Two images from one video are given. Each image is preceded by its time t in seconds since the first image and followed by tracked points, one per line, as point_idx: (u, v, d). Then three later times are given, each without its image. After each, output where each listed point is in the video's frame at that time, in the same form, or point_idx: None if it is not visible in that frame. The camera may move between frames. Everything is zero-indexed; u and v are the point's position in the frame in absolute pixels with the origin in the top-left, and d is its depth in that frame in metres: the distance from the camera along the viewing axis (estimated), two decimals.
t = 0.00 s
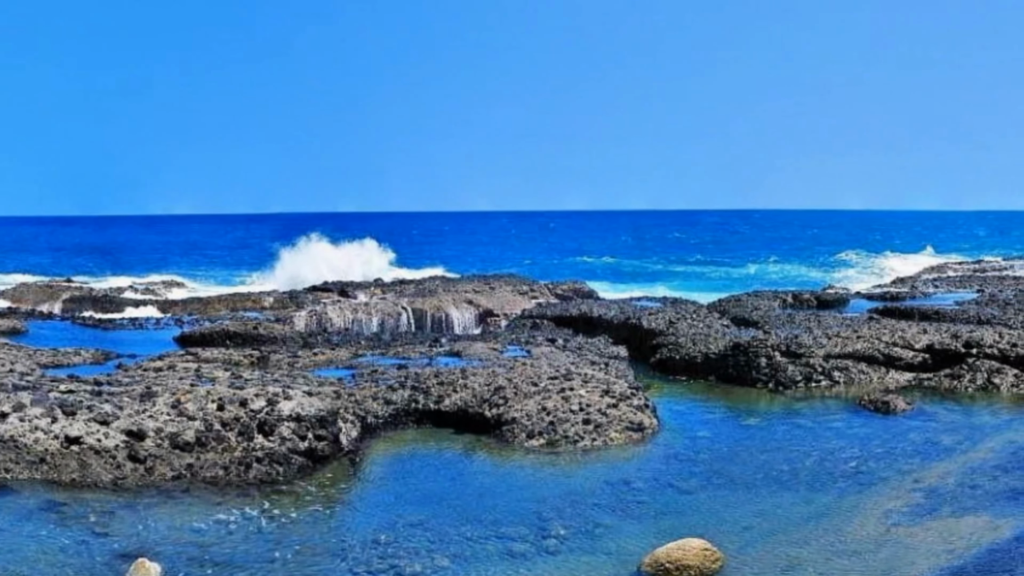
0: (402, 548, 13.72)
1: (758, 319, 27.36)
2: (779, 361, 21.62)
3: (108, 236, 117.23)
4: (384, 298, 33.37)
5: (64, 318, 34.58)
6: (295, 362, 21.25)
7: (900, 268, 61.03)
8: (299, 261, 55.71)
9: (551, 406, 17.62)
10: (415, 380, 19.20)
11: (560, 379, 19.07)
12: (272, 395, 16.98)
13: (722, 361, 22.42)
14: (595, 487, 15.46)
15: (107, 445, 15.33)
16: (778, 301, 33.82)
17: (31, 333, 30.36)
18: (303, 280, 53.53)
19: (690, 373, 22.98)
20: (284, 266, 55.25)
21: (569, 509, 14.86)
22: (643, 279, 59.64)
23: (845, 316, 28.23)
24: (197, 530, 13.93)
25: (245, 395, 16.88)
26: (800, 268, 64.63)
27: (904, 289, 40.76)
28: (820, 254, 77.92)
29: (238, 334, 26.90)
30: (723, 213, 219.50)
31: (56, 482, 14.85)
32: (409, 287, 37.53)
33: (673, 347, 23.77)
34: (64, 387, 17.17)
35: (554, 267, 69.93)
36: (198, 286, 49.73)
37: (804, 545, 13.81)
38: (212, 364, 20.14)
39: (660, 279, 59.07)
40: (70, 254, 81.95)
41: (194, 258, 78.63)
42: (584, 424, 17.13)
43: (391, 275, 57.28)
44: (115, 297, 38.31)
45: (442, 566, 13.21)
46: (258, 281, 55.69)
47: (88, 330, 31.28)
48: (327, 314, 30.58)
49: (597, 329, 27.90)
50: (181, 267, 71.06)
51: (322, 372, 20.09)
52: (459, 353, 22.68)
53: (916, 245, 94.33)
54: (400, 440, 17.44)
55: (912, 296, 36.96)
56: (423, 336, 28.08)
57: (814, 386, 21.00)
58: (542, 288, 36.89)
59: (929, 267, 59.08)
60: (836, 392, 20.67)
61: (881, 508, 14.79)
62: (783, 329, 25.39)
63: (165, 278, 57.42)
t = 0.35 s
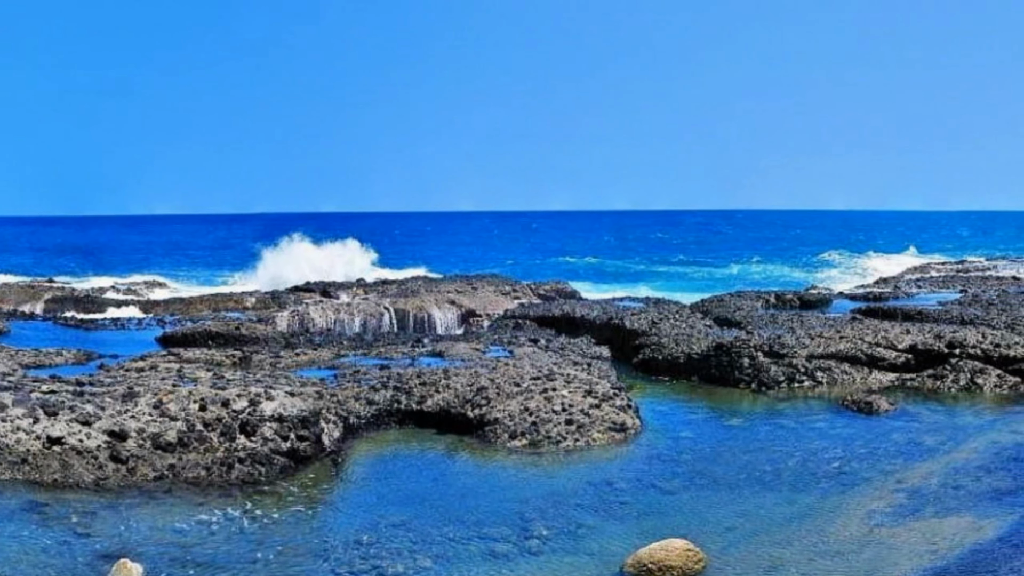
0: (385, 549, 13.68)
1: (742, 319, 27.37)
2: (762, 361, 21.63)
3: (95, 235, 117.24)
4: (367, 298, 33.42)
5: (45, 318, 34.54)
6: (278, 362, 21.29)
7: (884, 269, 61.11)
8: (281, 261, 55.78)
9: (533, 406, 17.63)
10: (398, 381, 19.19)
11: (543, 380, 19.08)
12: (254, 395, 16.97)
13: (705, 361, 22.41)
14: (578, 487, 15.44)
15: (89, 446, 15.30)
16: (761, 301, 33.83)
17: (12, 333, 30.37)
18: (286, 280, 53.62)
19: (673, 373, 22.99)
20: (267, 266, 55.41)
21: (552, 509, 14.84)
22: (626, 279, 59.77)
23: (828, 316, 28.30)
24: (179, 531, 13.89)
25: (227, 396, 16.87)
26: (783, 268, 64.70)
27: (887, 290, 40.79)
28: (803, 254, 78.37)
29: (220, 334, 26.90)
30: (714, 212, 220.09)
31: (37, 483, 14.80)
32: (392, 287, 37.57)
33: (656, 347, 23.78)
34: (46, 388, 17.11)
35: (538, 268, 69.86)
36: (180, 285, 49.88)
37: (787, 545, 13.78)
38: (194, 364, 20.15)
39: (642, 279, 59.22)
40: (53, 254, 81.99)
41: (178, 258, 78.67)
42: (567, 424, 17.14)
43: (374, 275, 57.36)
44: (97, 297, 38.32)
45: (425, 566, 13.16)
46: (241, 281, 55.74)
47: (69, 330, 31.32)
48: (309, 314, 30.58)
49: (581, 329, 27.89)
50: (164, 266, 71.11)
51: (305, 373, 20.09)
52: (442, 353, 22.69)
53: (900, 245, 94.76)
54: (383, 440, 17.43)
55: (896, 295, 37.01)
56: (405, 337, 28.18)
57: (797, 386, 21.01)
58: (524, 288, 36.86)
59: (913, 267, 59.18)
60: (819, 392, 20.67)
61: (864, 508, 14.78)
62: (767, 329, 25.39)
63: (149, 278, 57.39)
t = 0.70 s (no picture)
0: (369, 549, 13.60)
1: (726, 319, 27.42)
2: (746, 361, 21.72)
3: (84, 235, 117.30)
4: (351, 298, 33.47)
5: (28, 318, 34.52)
6: (262, 362, 21.41)
7: (868, 269, 61.17)
8: (265, 262, 55.76)
9: (517, 407, 17.66)
10: (382, 381, 19.18)
11: (527, 380, 19.11)
12: (238, 396, 16.96)
13: (689, 362, 22.47)
14: (562, 488, 15.43)
15: (73, 446, 15.27)
16: (745, 301, 33.77)
17: None
18: (269, 280, 53.57)
19: (658, 373, 23.05)
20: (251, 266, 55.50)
21: (536, 510, 14.80)
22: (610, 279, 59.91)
23: (812, 316, 28.40)
24: (163, 531, 13.84)
25: (211, 396, 16.86)
26: (768, 268, 64.77)
27: (870, 290, 40.88)
28: (788, 254, 78.58)
29: (204, 335, 26.92)
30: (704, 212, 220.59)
31: (20, 483, 14.77)
32: (375, 287, 37.66)
33: (641, 347, 23.84)
34: (29, 388, 17.08)
35: (522, 268, 69.90)
36: (163, 285, 50.15)
37: (771, 545, 13.72)
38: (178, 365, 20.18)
39: (626, 279, 59.37)
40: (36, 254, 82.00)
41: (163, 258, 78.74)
42: (550, 425, 17.17)
43: (356, 276, 57.38)
44: (80, 298, 38.35)
45: (408, 566, 13.10)
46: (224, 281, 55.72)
47: (53, 330, 31.37)
48: (293, 314, 30.57)
49: (565, 330, 27.92)
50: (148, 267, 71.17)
51: (289, 373, 20.14)
52: (426, 353, 22.75)
53: (884, 245, 95.08)
54: (367, 441, 17.44)
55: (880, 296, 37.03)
56: (389, 336, 28.31)
57: (781, 386, 21.08)
58: (508, 288, 36.82)
59: (897, 267, 59.26)
60: (803, 392, 20.74)
61: (850, 509, 14.75)
62: (751, 330, 25.40)
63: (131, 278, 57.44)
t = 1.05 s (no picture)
0: (351, 550, 13.57)
1: (709, 319, 27.42)
2: (729, 362, 21.72)
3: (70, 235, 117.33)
4: (333, 298, 33.50)
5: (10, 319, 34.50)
6: (244, 363, 21.45)
7: (852, 269, 61.17)
8: (248, 262, 55.76)
9: (499, 407, 17.67)
10: (364, 381, 19.15)
11: (509, 380, 19.09)
12: (220, 396, 16.94)
13: (672, 362, 22.46)
14: (545, 489, 15.41)
15: (54, 447, 15.23)
16: (728, 301, 33.72)
17: None
18: (251, 280, 53.59)
19: (641, 374, 23.04)
20: (234, 266, 55.43)
21: (518, 510, 14.79)
22: (593, 279, 60.06)
23: (795, 316, 28.45)
24: (145, 532, 13.81)
25: (193, 396, 16.83)
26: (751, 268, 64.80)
27: (853, 290, 40.92)
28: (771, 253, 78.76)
29: (186, 335, 26.92)
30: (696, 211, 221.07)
31: (2, 484, 14.71)
32: (358, 287, 37.69)
33: (623, 347, 23.84)
34: (10, 389, 17.02)
35: (505, 268, 69.97)
36: (146, 285, 50.30)
37: (754, 546, 13.68)
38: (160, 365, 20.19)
39: (609, 279, 59.51)
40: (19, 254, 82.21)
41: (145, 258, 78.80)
42: (533, 425, 17.17)
43: (338, 277, 57.48)
44: (63, 298, 38.34)
45: (390, 567, 13.06)
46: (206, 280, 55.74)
47: (35, 330, 31.43)
48: (276, 315, 30.55)
49: (548, 330, 27.91)
50: (130, 267, 71.28)
51: (271, 374, 20.15)
52: (408, 353, 22.74)
53: (868, 245, 95.35)
54: (349, 441, 17.43)
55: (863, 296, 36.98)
56: (372, 336, 28.44)
57: (764, 387, 21.08)
58: (490, 289, 36.78)
59: (880, 267, 59.31)
60: (786, 392, 20.74)
61: (832, 509, 14.73)
62: (734, 330, 25.39)
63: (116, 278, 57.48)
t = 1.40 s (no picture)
0: (334, 550, 13.52)
1: (693, 319, 27.43)
2: (713, 362, 21.76)
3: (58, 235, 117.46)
4: (317, 298, 33.57)
5: None
6: (227, 363, 21.50)
7: (835, 269, 61.23)
8: (231, 262, 55.74)
9: (483, 408, 17.70)
10: (348, 382, 19.13)
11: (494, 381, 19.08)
12: (204, 397, 16.94)
13: (656, 362, 22.47)
14: (529, 489, 15.40)
15: (38, 447, 15.16)
16: (712, 301, 33.72)
17: None
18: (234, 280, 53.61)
19: (625, 374, 23.06)
20: (216, 266, 55.36)
21: (502, 510, 14.76)
22: (577, 279, 60.17)
23: (779, 316, 28.53)
24: (128, 532, 13.77)
25: (177, 397, 16.83)
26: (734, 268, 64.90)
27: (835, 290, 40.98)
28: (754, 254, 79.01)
29: (170, 335, 26.99)
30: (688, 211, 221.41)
31: None
32: (341, 287, 37.75)
33: (607, 348, 23.86)
34: None
35: (487, 268, 70.03)
36: (129, 286, 50.65)
37: (738, 547, 13.65)
38: (143, 366, 20.21)
39: (593, 279, 59.62)
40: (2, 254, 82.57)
41: (123, 258, 78.83)
42: (517, 425, 17.19)
43: (321, 278, 57.53)
44: (46, 299, 38.32)
45: (374, 568, 12.99)
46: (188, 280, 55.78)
47: (18, 330, 31.46)
48: (259, 316, 30.61)
49: (532, 330, 27.93)
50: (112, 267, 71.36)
51: (255, 374, 20.21)
52: (392, 353, 22.73)
53: (851, 244, 95.66)
54: (332, 442, 17.43)
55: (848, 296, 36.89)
56: (355, 336, 28.57)
57: (748, 387, 21.08)
58: (474, 289, 36.80)
59: (863, 267, 59.40)
60: (770, 393, 20.72)
61: (816, 510, 14.70)
62: (717, 330, 25.39)
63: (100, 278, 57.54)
